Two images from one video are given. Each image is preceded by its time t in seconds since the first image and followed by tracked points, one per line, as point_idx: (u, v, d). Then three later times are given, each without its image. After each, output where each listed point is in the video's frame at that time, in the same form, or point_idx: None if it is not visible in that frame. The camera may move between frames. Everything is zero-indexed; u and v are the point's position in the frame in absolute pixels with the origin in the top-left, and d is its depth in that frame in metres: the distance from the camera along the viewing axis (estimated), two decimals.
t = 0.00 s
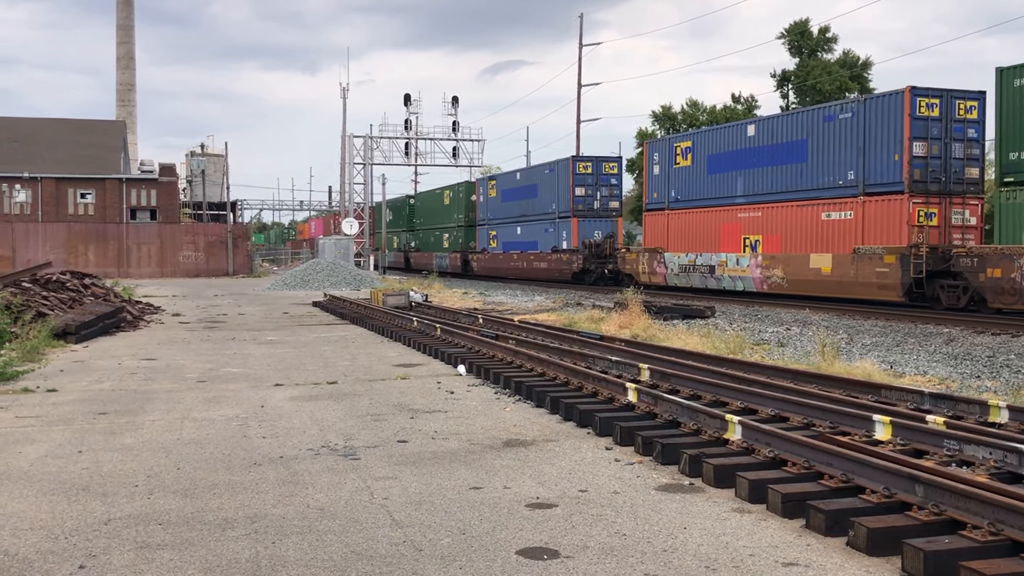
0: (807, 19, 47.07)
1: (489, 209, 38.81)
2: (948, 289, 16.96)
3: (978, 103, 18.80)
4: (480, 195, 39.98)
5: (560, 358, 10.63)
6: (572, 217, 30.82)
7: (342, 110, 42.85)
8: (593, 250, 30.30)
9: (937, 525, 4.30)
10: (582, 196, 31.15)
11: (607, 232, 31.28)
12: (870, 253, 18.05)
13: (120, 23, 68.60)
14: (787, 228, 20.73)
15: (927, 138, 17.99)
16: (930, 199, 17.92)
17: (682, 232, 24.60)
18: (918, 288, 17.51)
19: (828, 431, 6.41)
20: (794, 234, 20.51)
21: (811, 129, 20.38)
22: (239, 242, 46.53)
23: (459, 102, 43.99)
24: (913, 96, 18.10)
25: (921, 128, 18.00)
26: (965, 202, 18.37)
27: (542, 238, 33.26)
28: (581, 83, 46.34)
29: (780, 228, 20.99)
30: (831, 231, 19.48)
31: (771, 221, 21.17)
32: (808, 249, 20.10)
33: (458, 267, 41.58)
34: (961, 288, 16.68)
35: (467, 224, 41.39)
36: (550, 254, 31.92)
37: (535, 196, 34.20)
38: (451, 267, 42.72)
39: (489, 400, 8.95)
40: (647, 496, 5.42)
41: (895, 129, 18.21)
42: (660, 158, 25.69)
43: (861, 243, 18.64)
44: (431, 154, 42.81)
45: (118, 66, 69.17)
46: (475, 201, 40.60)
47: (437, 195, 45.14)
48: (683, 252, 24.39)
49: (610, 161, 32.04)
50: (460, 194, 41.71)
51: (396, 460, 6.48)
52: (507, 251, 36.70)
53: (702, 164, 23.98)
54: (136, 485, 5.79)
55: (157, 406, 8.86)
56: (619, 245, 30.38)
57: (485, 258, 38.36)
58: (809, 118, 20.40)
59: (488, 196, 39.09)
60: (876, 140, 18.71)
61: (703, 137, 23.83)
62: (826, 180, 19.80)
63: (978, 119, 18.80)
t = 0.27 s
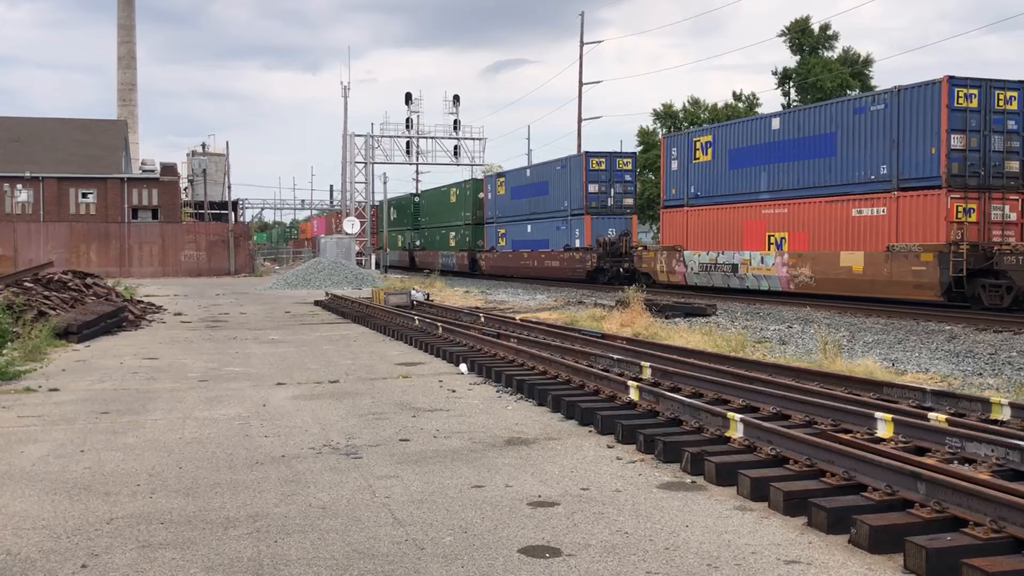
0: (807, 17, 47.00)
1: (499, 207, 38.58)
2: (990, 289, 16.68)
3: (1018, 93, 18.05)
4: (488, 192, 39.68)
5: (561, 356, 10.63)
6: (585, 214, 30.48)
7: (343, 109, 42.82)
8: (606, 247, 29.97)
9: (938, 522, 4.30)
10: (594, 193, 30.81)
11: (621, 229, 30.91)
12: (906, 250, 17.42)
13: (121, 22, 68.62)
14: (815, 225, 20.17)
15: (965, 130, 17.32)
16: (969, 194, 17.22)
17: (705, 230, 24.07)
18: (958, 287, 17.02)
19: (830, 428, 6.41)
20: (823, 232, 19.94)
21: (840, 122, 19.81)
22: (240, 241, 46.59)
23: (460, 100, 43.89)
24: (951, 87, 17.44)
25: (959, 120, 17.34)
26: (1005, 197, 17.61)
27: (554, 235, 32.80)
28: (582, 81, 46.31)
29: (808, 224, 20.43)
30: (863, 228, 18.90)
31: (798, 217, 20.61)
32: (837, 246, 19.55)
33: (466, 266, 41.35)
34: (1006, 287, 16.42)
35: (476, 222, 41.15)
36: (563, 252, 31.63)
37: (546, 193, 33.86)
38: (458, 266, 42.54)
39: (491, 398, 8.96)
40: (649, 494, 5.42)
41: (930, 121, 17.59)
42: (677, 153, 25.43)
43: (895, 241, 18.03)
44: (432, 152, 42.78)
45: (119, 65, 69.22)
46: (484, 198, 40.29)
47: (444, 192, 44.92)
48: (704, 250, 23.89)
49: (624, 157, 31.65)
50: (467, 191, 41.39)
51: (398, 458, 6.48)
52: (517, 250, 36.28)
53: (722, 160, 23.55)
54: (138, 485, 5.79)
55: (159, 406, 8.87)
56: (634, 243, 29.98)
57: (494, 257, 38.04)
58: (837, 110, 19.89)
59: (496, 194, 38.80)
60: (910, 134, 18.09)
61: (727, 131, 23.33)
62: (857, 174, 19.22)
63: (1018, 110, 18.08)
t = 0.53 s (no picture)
0: (808, 15, 46.95)
1: (508, 206, 38.38)
2: None
3: None
4: (495, 190, 39.60)
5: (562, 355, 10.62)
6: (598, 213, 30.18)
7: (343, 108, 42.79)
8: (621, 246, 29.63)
9: (938, 521, 4.31)
10: (607, 190, 30.56)
11: (634, 228, 30.68)
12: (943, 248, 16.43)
13: (121, 22, 68.60)
14: (843, 223, 19.34)
15: (1006, 123, 16.53)
16: (1010, 190, 16.34)
17: (724, 229, 23.19)
18: (998, 288, 15.87)
19: (831, 428, 6.39)
20: (852, 230, 19.05)
21: (870, 115, 19.03)
22: (241, 241, 46.62)
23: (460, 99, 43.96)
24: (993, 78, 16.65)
25: (1000, 112, 16.54)
26: None
27: (565, 234, 32.66)
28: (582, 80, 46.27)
29: (835, 223, 19.57)
30: (895, 226, 18.00)
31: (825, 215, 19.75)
32: (869, 245, 18.60)
33: (472, 265, 41.21)
34: None
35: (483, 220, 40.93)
36: (575, 250, 31.36)
37: (557, 191, 33.69)
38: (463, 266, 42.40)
39: (492, 398, 8.95)
40: (650, 493, 5.42)
41: (969, 114, 16.81)
42: (697, 149, 24.62)
43: (931, 239, 17.10)
44: (432, 152, 42.75)
45: (120, 65, 69.19)
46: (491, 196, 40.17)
47: (450, 191, 44.82)
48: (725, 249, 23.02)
49: (636, 154, 31.46)
50: (473, 189, 41.26)
51: (399, 458, 6.48)
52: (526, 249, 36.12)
53: (743, 156, 22.76)
54: (138, 485, 5.79)
55: (160, 405, 8.87)
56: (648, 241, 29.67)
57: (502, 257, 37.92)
58: (869, 103, 19.07)
59: (504, 191, 38.71)
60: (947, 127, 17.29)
61: (748, 126, 22.56)
62: (889, 170, 18.41)
63: None
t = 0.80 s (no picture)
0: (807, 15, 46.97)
1: (517, 204, 38.24)
2: None
3: None
4: (503, 189, 39.59)
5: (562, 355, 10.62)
6: (612, 212, 29.99)
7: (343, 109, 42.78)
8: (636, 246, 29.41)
9: (938, 520, 4.31)
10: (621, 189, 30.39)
11: (647, 226, 30.57)
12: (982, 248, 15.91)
13: (121, 22, 68.63)
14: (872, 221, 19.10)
15: None
16: None
17: (747, 227, 22.86)
18: None
19: (831, 427, 6.40)
20: (884, 230, 18.80)
21: (902, 110, 18.83)
22: (241, 241, 46.62)
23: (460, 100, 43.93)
24: None
25: None
26: None
27: (576, 234, 32.49)
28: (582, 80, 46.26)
29: (864, 221, 19.36)
30: (930, 224, 17.78)
31: (855, 213, 19.52)
32: (902, 245, 18.35)
33: (478, 265, 41.10)
34: None
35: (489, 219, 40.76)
36: (588, 250, 31.19)
37: (568, 189, 33.52)
38: (469, 266, 42.34)
39: (492, 398, 8.95)
40: (650, 493, 5.42)
41: (1010, 108, 16.68)
42: (717, 145, 24.31)
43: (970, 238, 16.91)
44: (432, 152, 42.73)
45: (120, 65, 69.18)
46: (498, 195, 40.09)
47: (456, 190, 44.70)
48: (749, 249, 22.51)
49: (650, 152, 31.32)
50: (480, 188, 41.17)
51: (399, 458, 6.48)
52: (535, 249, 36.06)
53: (764, 152, 22.56)
54: (138, 485, 5.80)
55: (159, 405, 8.87)
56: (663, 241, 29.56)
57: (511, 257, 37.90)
58: (901, 97, 18.84)
59: (512, 190, 38.71)
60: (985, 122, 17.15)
61: (771, 122, 22.32)
62: (924, 166, 18.23)
63: None
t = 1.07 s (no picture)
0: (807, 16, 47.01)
1: (526, 204, 38.09)
2: None
3: None
4: (510, 188, 39.54)
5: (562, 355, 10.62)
6: (625, 211, 29.87)
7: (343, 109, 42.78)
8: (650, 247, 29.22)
9: (938, 520, 4.31)
10: (634, 188, 30.28)
11: (659, 226, 30.52)
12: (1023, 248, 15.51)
13: (121, 23, 68.66)
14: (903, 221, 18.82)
15: None
16: None
17: (772, 227, 22.62)
18: None
19: (830, 427, 6.40)
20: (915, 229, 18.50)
21: (937, 105, 18.59)
22: (241, 241, 46.64)
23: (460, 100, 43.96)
24: None
25: None
26: None
27: (587, 233, 32.42)
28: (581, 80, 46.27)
29: (895, 219, 19.07)
30: (965, 222, 17.45)
31: (885, 212, 19.27)
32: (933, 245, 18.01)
33: (485, 265, 40.95)
34: None
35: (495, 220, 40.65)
36: (601, 250, 31.07)
37: (579, 188, 33.42)
38: (473, 266, 42.32)
39: (491, 398, 8.96)
40: (649, 494, 5.42)
41: None
42: (738, 142, 24.18)
43: (1010, 238, 16.50)
44: (432, 152, 42.73)
45: (119, 66, 69.16)
46: (504, 195, 40.08)
47: (461, 189, 44.57)
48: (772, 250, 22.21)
49: (664, 150, 31.26)
50: (485, 188, 41.09)
51: (398, 458, 6.48)
52: (544, 249, 35.97)
53: (789, 149, 22.37)
54: (138, 485, 5.80)
55: (159, 406, 8.87)
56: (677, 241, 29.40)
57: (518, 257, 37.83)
58: (935, 92, 18.64)
59: (519, 189, 38.64)
60: None
61: (796, 118, 22.12)
62: (959, 162, 17.97)
63: None
